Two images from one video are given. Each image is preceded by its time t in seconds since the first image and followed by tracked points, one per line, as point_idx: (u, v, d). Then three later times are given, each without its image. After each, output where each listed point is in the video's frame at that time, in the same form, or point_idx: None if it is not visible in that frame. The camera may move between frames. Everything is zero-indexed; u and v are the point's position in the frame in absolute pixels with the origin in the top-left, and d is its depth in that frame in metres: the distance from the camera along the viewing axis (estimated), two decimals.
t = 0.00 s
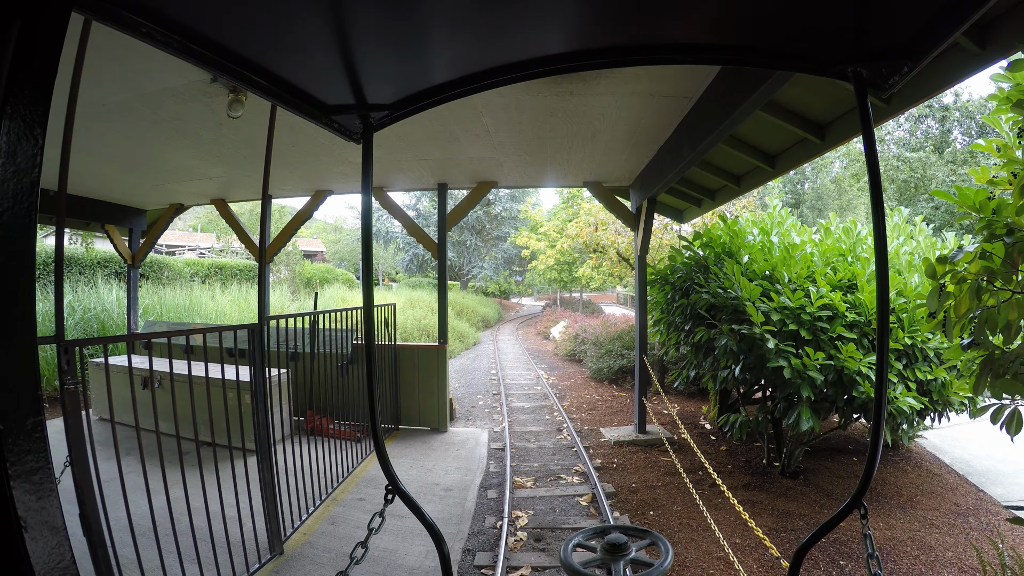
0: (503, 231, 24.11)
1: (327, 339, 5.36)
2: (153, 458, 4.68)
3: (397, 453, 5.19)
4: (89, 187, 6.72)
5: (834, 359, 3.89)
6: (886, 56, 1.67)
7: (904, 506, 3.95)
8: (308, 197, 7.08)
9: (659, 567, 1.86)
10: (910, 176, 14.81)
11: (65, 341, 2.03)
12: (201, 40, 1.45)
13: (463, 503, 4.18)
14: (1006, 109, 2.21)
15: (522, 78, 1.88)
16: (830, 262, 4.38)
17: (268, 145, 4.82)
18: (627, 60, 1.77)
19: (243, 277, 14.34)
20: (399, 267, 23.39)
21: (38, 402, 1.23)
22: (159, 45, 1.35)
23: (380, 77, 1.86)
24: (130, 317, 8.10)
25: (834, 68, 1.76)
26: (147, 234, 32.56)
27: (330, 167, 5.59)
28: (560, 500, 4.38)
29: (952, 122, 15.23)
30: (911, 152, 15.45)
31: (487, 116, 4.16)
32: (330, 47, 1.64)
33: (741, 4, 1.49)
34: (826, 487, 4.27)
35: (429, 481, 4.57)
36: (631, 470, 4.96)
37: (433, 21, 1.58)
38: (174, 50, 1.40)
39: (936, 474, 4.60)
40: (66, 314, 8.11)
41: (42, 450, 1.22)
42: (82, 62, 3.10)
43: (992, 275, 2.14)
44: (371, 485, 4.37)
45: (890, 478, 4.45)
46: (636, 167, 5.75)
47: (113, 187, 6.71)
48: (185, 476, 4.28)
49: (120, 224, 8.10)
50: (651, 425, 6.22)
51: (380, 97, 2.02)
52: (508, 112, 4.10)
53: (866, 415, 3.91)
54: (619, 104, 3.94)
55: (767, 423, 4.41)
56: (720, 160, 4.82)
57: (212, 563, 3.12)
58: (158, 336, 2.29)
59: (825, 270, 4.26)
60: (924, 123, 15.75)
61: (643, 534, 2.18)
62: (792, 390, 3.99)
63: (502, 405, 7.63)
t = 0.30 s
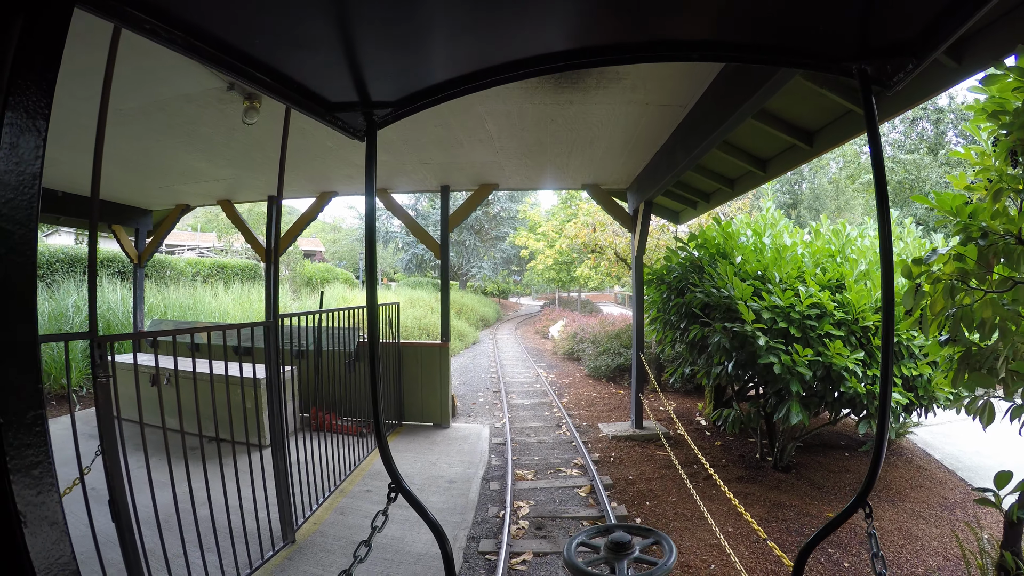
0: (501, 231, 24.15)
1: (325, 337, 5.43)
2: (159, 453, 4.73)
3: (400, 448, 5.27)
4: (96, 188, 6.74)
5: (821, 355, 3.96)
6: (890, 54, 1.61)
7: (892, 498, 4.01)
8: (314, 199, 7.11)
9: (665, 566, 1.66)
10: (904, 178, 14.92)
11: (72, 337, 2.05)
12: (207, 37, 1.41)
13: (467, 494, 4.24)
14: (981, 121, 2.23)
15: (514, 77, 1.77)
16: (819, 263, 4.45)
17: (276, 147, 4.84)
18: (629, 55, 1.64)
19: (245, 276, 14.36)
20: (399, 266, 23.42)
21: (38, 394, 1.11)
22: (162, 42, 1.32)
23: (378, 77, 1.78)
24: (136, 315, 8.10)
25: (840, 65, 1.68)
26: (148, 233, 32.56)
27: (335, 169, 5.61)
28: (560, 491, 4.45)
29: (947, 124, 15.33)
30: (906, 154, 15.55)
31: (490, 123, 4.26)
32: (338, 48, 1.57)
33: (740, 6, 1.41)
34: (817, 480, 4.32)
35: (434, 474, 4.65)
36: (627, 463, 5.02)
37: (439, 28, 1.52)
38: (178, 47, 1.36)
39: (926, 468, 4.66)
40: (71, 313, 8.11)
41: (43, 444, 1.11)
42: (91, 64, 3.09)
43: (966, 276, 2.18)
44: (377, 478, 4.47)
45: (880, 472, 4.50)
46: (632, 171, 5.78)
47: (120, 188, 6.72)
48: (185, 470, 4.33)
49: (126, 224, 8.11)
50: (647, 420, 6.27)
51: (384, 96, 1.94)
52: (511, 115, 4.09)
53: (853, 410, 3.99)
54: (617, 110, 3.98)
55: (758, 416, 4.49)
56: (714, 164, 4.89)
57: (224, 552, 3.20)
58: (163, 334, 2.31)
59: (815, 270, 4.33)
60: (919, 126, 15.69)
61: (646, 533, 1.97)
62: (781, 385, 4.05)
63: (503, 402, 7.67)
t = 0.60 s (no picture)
0: (500, 231, 24.19)
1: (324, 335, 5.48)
2: (166, 448, 4.77)
3: (403, 443, 5.34)
4: (103, 189, 6.76)
5: (810, 353, 4.02)
6: (893, 56, 1.58)
7: (882, 493, 4.04)
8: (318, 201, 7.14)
9: (668, 565, 1.66)
10: (899, 180, 15.03)
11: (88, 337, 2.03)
12: (211, 40, 1.42)
13: (469, 486, 4.30)
14: (960, 131, 2.28)
15: (512, 81, 1.80)
16: (809, 264, 4.52)
17: (283, 150, 4.85)
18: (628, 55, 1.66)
19: (246, 276, 14.37)
20: (397, 266, 23.43)
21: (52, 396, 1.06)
22: (168, 45, 1.33)
23: (380, 78, 1.80)
24: (141, 315, 8.10)
25: (843, 67, 1.67)
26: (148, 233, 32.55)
27: (340, 171, 5.64)
28: (559, 483, 4.53)
29: (941, 127, 15.43)
30: (901, 156, 15.65)
31: (494, 130, 4.33)
32: (343, 50, 1.60)
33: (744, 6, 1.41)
34: (809, 476, 4.36)
35: (438, 468, 4.71)
36: (624, 458, 5.06)
37: (441, 29, 1.53)
38: (184, 50, 1.38)
39: (916, 465, 4.70)
40: (77, 312, 8.10)
41: (56, 445, 1.06)
42: (98, 66, 3.10)
43: (942, 278, 2.23)
44: (383, 471, 4.55)
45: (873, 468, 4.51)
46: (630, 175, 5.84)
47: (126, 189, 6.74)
48: (187, 466, 4.36)
49: (133, 224, 8.12)
50: (644, 417, 6.32)
51: (387, 98, 1.97)
52: (513, 120, 4.12)
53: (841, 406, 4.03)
54: (618, 118, 4.03)
55: (750, 411, 4.55)
56: (709, 169, 4.96)
57: (237, 543, 3.27)
58: (172, 333, 2.33)
59: (805, 271, 4.39)
60: (914, 128, 15.86)
61: (649, 533, 1.98)
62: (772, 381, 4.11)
63: (502, 399, 7.71)
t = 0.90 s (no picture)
0: (495, 231, 24.21)
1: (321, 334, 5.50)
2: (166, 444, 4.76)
3: (401, 437, 5.40)
4: (106, 189, 6.76)
5: (796, 350, 4.11)
6: (889, 57, 1.56)
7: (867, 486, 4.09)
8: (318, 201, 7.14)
9: (664, 564, 1.60)
10: (890, 181, 15.17)
11: (86, 335, 2.05)
12: (211, 43, 1.44)
13: (468, 479, 4.36)
14: (935, 141, 2.31)
15: (511, 83, 1.81)
16: (795, 264, 4.60)
17: (286, 151, 4.87)
18: (625, 56, 1.67)
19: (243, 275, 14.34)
20: (392, 265, 23.40)
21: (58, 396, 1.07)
22: (168, 50, 1.35)
23: (378, 78, 1.81)
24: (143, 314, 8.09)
25: (838, 68, 1.64)
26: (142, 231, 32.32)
27: (340, 173, 5.66)
28: (554, 476, 4.59)
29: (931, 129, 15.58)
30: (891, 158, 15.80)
31: (492, 134, 4.35)
32: (341, 52, 1.61)
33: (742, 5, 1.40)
34: (797, 469, 4.42)
35: (437, 461, 4.76)
36: (617, 452, 5.12)
37: (437, 29, 1.54)
38: (185, 54, 1.40)
39: (902, 459, 4.77)
40: (78, 311, 8.07)
41: (62, 444, 1.07)
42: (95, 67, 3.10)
43: (916, 278, 2.26)
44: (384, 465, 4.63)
45: (859, 462, 4.54)
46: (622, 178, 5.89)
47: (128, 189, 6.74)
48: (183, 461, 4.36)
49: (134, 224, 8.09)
50: (637, 413, 6.38)
51: (385, 100, 1.99)
52: (510, 124, 4.14)
53: (826, 401, 4.11)
54: (615, 123, 4.07)
55: (739, 407, 4.62)
56: (700, 172, 5.03)
57: (242, 533, 3.32)
58: (173, 331, 2.35)
59: (791, 272, 4.47)
60: (905, 130, 16.02)
61: (645, 531, 1.90)
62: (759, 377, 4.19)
63: (498, 396, 7.75)
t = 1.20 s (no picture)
0: (487, 230, 24.20)
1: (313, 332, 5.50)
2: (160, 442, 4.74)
3: (397, 433, 5.44)
4: (103, 190, 6.72)
5: (779, 347, 4.19)
6: (884, 57, 1.55)
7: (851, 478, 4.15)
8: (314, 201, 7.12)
9: (655, 565, 1.60)
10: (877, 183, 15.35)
11: (78, 335, 2.06)
12: (201, 41, 1.44)
13: (462, 473, 4.40)
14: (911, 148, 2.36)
15: (504, 81, 1.79)
16: (780, 265, 4.66)
17: (285, 152, 4.85)
18: (616, 56, 1.65)
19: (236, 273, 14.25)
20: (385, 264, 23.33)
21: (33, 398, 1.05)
22: (158, 49, 1.35)
23: (371, 78, 1.80)
24: (140, 313, 8.03)
25: (834, 67, 1.63)
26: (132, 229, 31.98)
27: (334, 174, 5.63)
28: (547, 469, 4.63)
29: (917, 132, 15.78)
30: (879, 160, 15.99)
31: (485, 136, 4.35)
32: (333, 52, 1.61)
33: (738, 4, 1.38)
34: (784, 464, 4.48)
35: (431, 456, 4.80)
36: (608, 446, 5.17)
37: (427, 28, 1.52)
38: (173, 53, 1.40)
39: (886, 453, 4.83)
40: (75, 310, 7.99)
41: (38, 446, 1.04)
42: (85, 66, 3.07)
43: (891, 277, 2.29)
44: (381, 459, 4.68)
45: (843, 457, 4.60)
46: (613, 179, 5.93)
47: (126, 190, 6.69)
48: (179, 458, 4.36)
49: (131, 223, 8.02)
50: (627, 410, 6.44)
51: (375, 99, 1.98)
52: (504, 128, 4.15)
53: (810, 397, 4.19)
54: (607, 127, 4.09)
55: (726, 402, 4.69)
56: (689, 174, 5.09)
57: (242, 527, 3.35)
58: (169, 329, 2.38)
59: (776, 272, 4.55)
60: (892, 132, 16.21)
61: (637, 533, 1.90)
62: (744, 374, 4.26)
63: (491, 393, 7.78)
